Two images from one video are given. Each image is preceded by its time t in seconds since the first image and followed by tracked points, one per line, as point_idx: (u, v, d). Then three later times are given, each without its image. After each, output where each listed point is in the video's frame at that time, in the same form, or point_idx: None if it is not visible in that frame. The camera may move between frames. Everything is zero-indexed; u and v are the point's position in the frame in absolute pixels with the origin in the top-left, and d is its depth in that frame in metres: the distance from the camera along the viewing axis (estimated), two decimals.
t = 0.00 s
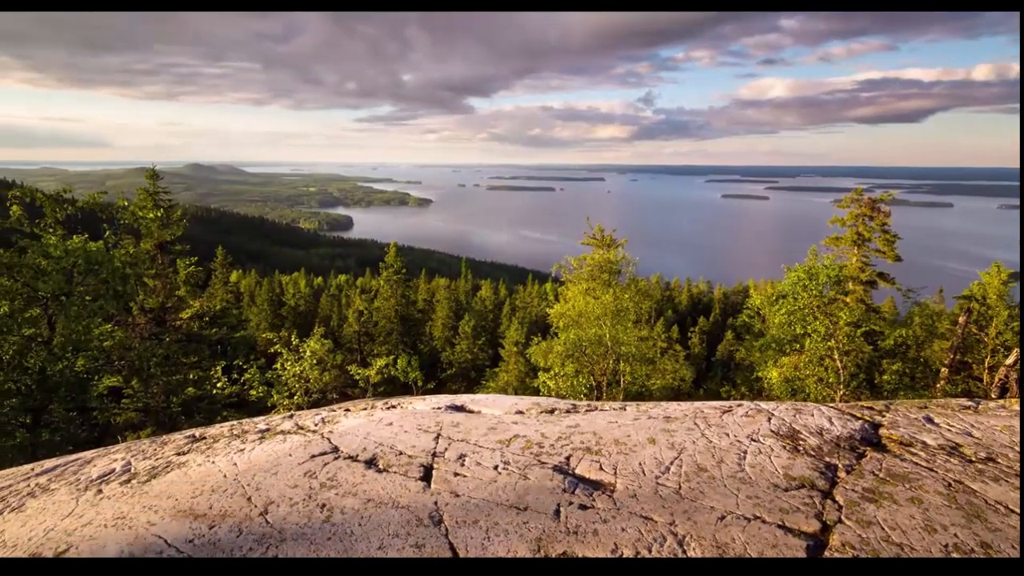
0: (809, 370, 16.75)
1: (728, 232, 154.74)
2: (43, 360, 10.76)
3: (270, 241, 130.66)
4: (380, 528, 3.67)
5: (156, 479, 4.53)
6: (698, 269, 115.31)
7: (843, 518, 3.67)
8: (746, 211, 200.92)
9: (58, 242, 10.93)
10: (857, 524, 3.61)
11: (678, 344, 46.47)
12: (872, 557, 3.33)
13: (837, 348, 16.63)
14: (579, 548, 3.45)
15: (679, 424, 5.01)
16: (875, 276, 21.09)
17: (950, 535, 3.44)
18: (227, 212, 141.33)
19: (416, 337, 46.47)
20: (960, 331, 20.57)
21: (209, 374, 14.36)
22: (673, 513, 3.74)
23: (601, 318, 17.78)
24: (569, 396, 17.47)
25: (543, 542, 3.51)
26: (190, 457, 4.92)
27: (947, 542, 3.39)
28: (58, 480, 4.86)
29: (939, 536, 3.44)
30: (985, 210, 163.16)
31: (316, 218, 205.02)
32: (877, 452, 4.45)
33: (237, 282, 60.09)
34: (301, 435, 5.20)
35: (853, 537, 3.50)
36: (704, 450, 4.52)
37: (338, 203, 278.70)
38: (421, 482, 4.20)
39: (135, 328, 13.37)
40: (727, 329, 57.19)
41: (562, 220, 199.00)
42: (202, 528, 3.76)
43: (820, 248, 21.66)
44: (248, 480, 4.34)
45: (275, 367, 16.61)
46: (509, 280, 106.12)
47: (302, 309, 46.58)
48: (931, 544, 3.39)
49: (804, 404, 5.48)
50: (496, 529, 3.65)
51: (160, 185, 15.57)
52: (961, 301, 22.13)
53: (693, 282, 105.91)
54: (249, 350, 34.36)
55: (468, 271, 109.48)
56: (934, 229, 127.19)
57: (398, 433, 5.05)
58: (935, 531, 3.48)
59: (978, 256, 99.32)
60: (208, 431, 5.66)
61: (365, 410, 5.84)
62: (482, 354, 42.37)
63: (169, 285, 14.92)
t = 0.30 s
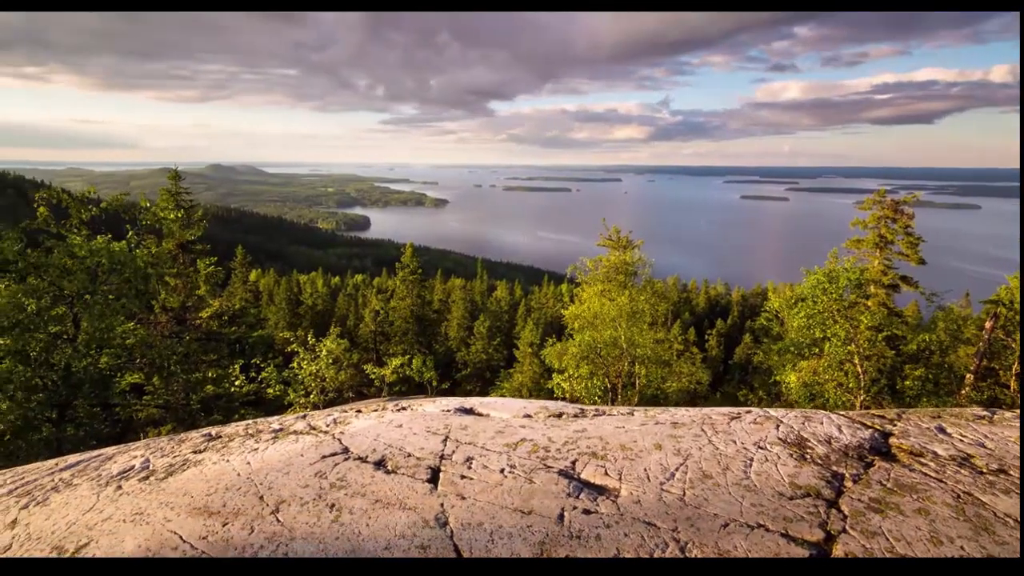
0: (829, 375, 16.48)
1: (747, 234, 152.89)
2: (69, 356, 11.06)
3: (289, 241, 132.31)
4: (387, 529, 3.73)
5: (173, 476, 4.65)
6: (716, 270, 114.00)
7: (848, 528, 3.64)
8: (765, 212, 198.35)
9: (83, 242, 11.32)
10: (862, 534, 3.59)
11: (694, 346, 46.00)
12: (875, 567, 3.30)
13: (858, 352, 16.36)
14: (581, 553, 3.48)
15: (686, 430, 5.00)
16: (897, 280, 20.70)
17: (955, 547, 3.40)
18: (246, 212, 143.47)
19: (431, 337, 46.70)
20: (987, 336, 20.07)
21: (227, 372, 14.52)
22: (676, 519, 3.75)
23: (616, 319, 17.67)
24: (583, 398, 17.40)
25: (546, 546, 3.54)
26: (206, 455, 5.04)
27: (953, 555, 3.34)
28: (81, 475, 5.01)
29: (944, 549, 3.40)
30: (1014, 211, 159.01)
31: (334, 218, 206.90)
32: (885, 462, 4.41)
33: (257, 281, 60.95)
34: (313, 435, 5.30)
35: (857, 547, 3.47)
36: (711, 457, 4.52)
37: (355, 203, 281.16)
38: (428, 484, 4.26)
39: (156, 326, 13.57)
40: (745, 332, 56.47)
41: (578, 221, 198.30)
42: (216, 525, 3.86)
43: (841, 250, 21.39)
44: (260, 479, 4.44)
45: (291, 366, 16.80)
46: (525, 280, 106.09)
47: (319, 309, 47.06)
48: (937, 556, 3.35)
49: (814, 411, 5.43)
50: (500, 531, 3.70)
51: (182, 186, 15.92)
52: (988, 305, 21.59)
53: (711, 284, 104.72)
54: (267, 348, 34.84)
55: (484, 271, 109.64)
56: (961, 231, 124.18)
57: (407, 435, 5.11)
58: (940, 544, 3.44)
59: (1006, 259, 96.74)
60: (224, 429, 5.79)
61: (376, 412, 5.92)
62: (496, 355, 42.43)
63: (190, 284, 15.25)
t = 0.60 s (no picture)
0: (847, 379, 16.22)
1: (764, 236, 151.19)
2: (91, 353, 11.33)
3: (305, 240, 133.75)
4: (393, 529, 3.79)
5: (188, 474, 4.77)
6: (732, 272, 112.88)
7: (852, 536, 3.62)
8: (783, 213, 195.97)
9: (105, 243, 11.65)
10: (867, 543, 3.56)
11: (709, 348, 45.66)
12: None
13: (877, 357, 16.09)
14: (584, 557, 3.51)
15: (693, 435, 5.00)
16: (919, 283, 20.34)
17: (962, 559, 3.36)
18: (264, 212, 145.35)
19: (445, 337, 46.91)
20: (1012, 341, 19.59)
21: (243, 370, 14.70)
22: (679, 525, 3.75)
23: (630, 321, 17.58)
24: (596, 400, 17.33)
25: (550, 550, 3.57)
26: (220, 454, 5.16)
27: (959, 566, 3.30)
28: (100, 471, 5.15)
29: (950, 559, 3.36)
30: None
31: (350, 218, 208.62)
32: (893, 471, 4.36)
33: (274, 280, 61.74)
34: (324, 435, 5.38)
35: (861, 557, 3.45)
36: (716, 463, 4.51)
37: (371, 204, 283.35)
38: (434, 486, 4.32)
39: (174, 324, 13.84)
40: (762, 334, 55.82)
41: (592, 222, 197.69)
42: (228, 522, 3.95)
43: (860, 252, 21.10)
44: (272, 478, 4.52)
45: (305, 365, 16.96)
46: (538, 281, 106.11)
47: (335, 308, 47.54)
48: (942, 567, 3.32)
49: (823, 418, 5.39)
50: (504, 534, 3.73)
51: (201, 187, 16.23)
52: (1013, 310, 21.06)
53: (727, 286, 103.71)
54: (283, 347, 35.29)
55: (498, 272, 109.79)
56: (986, 233, 121.47)
57: (416, 437, 5.17)
58: (948, 555, 3.39)
59: None
60: (238, 428, 5.91)
61: (386, 413, 6.00)
62: (510, 356, 42.44)
63: (208, 284, 15.49)
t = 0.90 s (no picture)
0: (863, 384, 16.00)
1: (779, 237, 149.65)
2: (109, 352, 11.54)
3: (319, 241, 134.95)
4: (398, 530, 3.83)
5: (201, 472, 4.86)
6: (746, 274, 111.92)
7: (856, 544, 3.60)
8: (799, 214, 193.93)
9: (125, 244, 11.83)
10: (871, 551, 3.54)
11: (722, 350, 45.34)
12: None
13: (894, 361, 15.88)
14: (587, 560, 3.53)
15: (698, 440, 4.99)
16: (937, 286, 20.02)
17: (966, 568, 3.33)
18: (279, 212, 146.90)
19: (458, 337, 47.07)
20: None
21: (257, 369, 14.86)
22: (681, 530, 3.76)
23: (643, 323, 17.51)
24: (606, 401, 17.24)
25: (552, 553, 3.60)
26: (232, 452, 5.25)
27: None
28: (116, 468, 5.27)
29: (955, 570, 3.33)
30: None
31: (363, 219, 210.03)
32: (900, 479, 4.32)
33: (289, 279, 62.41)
34: (333, 435, 5.46)
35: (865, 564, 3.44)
36: (721, 468, 4.50)
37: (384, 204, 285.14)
38: (440, 487, 4.36)
39: (190, 323, 13.91)
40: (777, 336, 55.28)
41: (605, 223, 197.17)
42: (238, 520, 4.03)
43: (877, 255, 20.83)
44: (281, 477, 4.60)
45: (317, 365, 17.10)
46: (551, 282, 106.08)
47: (348, 308, 47.95)
48: None
49: (832, 424, 5.36)
50: (508, 536, 3.77)
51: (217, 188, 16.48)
52: None
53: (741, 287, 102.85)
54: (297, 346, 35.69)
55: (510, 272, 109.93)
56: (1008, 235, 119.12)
57: (423, 438, 5.23)
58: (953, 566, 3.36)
59: None
60: (250, 428, 6.01)
61: (394, 414, 6.06)
62: (521, 356, 42.51)
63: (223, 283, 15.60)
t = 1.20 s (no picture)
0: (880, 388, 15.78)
1: (794, 238, 148.06)
2: (127, 350, 11.75)
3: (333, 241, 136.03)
4: (403, 531, 3.88)
5: (213, 470, 4.96)
6: (761, 276, 110.75)
7: (860, 551, 3.57)
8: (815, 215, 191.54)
9: (143, 245, 12.02)
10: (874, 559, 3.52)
11: (736, 353, 44.95)
12: None
13: (911, 365, 15.66)
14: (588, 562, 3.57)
15: (704, 444, 5.00)
16: (957, 289, 19.68)
17: None
18: (294, 212, 148.39)
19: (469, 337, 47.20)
20: None
21: (271, 368, 15.02)
22: (684, 535, 3.77)
23: (656, 325, 17.42)
24: (617, 403, 17.16)
25: (555, 555, 3.63)
26: (244, 451, 5.35)
27: None
28: (132, 465, 5.40)
29: None
30: None
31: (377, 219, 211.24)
32: (907, 487, 4.28)
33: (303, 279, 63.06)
34: (343, 435, 5.54)
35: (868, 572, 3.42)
36: (726, 473, 4.50)
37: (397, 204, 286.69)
38: (446, 488, 4.40)
39: (206, 322, 14.10)
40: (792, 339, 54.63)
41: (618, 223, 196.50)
42: (249, 518, 4.11)
43: (895, 257, 20.55)
44: (291, 476, 4.68)
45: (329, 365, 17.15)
46: (563, 283, 105.89)
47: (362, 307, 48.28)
48: None
49: (841, 430, 5.32)
50: (512, 538, 3.80)
51: (234, 188, 16.72)
52: None
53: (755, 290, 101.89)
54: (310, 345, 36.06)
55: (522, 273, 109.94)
56: None
57: (430, 440, 5.28)
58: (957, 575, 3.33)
59: None
60: (262, 427, 6.11)
61: (402, 415, 6.12)
62: (533, 357, 42.55)
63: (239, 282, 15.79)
